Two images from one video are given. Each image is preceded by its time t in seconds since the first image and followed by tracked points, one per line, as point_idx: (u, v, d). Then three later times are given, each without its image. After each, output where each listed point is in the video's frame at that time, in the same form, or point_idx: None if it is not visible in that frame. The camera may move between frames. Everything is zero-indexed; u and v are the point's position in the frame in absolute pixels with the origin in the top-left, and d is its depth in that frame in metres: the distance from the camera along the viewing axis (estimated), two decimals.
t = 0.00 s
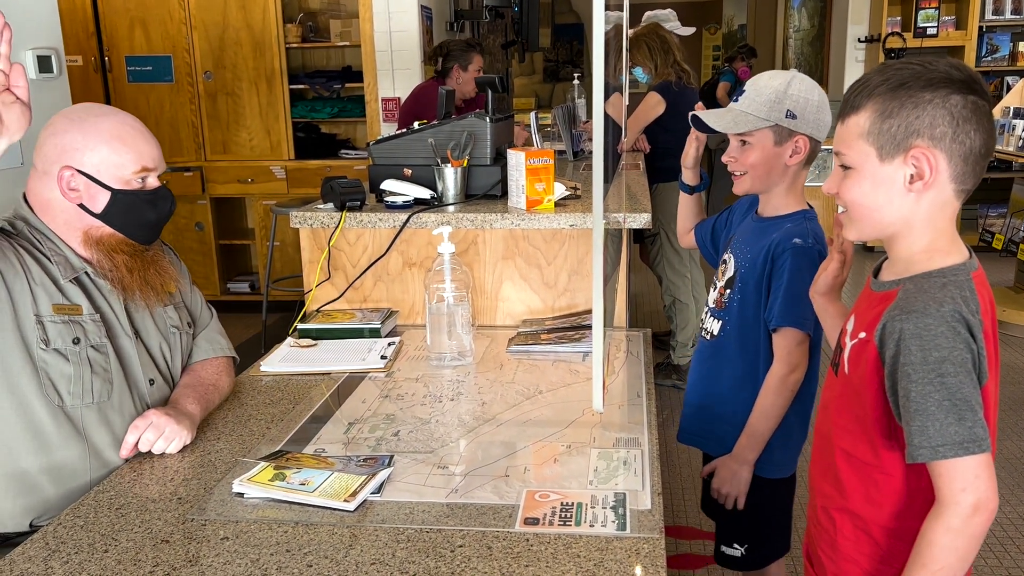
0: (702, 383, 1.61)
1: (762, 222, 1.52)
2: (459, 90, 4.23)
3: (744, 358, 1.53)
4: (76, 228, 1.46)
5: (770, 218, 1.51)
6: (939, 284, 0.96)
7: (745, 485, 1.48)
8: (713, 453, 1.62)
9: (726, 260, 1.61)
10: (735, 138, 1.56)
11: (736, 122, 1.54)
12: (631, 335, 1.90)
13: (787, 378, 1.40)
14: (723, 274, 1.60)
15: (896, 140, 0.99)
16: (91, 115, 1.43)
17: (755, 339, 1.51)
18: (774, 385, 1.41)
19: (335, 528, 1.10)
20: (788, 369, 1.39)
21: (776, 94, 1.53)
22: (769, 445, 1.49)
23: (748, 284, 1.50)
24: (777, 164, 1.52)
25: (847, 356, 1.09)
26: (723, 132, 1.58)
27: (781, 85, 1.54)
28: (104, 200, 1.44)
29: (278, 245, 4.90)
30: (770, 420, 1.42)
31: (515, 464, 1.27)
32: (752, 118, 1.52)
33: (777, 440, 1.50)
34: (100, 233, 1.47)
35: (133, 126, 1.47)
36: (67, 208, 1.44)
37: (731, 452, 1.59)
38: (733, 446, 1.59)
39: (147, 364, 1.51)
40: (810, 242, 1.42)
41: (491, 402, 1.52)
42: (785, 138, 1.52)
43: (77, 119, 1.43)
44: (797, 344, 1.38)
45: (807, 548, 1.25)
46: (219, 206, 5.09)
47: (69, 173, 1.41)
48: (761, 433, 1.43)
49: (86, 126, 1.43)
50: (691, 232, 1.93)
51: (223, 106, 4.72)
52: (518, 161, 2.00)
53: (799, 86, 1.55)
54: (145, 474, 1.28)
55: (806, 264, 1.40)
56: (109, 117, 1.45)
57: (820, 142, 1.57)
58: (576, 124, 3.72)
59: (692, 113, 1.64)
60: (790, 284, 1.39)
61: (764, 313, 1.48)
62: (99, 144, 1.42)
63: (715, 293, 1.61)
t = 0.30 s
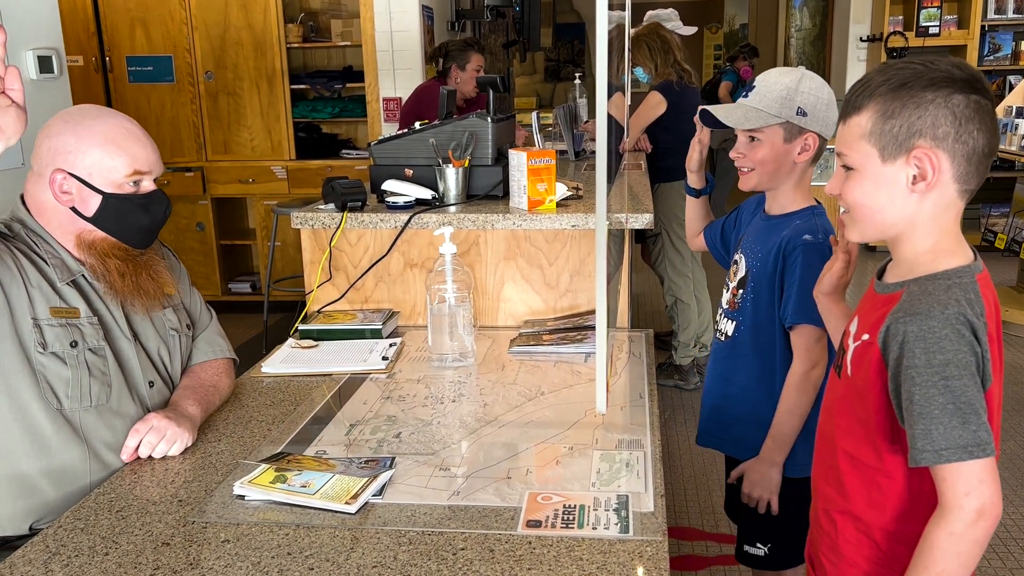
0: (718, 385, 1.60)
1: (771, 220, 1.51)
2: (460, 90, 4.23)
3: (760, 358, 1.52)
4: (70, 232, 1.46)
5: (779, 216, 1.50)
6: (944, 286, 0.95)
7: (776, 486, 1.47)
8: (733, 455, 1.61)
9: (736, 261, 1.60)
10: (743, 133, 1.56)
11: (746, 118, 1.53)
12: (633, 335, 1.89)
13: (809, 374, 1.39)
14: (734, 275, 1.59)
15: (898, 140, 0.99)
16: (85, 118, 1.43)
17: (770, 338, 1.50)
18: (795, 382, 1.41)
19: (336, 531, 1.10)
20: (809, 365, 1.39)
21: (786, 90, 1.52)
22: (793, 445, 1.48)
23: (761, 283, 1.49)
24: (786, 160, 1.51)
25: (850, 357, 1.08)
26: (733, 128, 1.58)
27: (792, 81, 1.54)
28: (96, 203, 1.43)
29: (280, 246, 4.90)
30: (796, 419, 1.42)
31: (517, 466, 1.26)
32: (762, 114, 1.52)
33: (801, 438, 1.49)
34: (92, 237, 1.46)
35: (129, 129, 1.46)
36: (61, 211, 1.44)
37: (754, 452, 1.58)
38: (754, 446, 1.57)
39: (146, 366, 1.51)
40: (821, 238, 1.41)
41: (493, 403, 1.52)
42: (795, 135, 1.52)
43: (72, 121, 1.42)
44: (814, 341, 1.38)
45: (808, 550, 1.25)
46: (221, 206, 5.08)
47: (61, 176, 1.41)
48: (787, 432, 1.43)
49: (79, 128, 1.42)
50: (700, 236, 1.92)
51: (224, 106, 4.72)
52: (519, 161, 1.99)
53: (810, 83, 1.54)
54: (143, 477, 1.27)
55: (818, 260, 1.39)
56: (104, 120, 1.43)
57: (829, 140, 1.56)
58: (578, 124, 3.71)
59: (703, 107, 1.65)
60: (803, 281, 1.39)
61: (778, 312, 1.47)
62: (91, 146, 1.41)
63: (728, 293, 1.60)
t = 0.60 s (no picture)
0: (718, 385, 1.59)
1: (772, 221, 1.51)
2: (460, 89, 4.22)
3: (759, 358, 1.52)
4: (63, 232, 1.45)
5: (780, 216, 1.50)
6: (946, 289, 0.94)
7: (772, 484, 1.47)
8: (734, 455, 1.61)
9: (738, 261, 1.60)
10: (743, 133, 1.55)
11: (745, 117, 1.53)
12: (635, 336, 1.89)
13: (808, 375, 1.39)
14: (736, 275, 1.59)
15: (899, 142, 0.98)
16: (76, 117, 1.42)
17: (771, 338, 1.50)
18: (795, 382, 1.40)
19: (337, 534, 1.09)
20: (808, 366, 1.38)
21: (786, 89, 1.51)
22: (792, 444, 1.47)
23: (761, 283, 1.49)
24: (786, 159, 1.51)
25: (852, 361, 1.08)
26: (733, 127, 1.57)
27: (792, 80, 1.53)
28: (87, 203, 1.42)
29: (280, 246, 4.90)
30: (793, 419, 1.41)
31: (519, 468, 1.26)
32: (761, 113, 1.51)
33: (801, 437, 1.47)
34: (84, 237, 1.46)
35: (121, 128, 1.45)
36: (53, 211, 1.43)
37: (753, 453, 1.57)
38: (755, 446, 1.57)
39: (145, 368, 1.50)
40: (821, 238, 1.41)
41: (494, 405, 1.51)
42: (794, 134, 1.51)
43: (63, 121, 1.42)
44: (814, 342, 1.37)
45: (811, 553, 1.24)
46: (221, 207, 5.08)
47: (52, 176, 1.40)
48: (783, 433, 1.42)
49: (70, 128, 1.41)
50: (704, 235, 1.91)
51: (224, 105, 4.71)
52: (521, 161, 1.99)
53: (810, 82, 1.53)
54: (142, 480, 1.26)
55: (818, 260, 1.39)
56: (96, 119, 1.43)
57: (830, 139, 1.55)
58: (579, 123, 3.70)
59: (703, 107, 1.64)
60: (803, 282, 1.38)
61: (778, 313, 1.46)
62: (82, 146, 1.41)
63: (729, 293, 1.60)
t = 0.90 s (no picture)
0: (709, 383, 1.58)
1: (768, 221, 1.50)
2: (461, 88, 4.22)
3: (751, 359, 1.51)
4: (59, 232, 1.44)
5: (777, 216, 1.49)
6: (950, 289, 0.94)
7: (755, 486, 1.47)
8: (721, 455, 1.60)
9: (733, 261, 1.59)
10: (742, 134, 1.54)
11: (744, 118, 1.51)
12: (636, 336, 1.88)
13: (796, 378, 1.38)
14: (731, 274, 1.58)
15: (901, 142, 0.97)
16: (71, 116, 1.41)
17: (763, 339, 1.49)
18: (782, 384, 1.40)
19: (338, 535, 1.08)
20: (797, 368, 1.38)
21: (785, 91, 1.50)
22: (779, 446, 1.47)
23: (755, 282, 1.48)
24: (785, 161, 1.50)
25: (855, 362, 1.07)
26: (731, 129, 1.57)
27: (791, 82, 1.52)
28: (85, 202, 1.41)
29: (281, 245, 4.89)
30: (779, 421, 1.41)
31: (521, 468, 1.25)
32: (760, 115, 1.50)
33: (788, 441, 1.47)
34: (82, 237, 1.45)
35: (117, 126, 1.44)
36: (50, 211, 1.42)
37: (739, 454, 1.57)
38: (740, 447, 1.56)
39: (144, 369, 1.49)
40: (816, 239, 1.40)
41: (495, 405, 1.50)
42: (793, 135, 1.50)
43: (58, 119, 1.41)
44: (805, 344, 1.37)
45: (813, 554, 1.23)
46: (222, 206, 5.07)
47: (50, 175, 1.40)
48: (768, 435, 1.42)
49: (66, 126, 1.41)
50: (700, 233, 1.90)
51: (225, 104, 4.70)
52: (522, 160, 1.98)
53: (809, 83, 1.52)
54: (142, 481, 1.26)
55: (812, 262, 1.38)
56: (91, 117, 1.42)
57: (829, 141, 1.54)
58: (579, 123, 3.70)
59: (702, 107, 1.64)
60: (797, 283, 1.37)
61: (771, 313, 1.46)
62: (79, 145, 1.40)
63: (723, 292, 1.59)
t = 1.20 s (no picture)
0: (713, 388, 1.58)
1: (769, 220, 1.50)
2: (461, 88, 4.22)
3: (753, 360, 1.50)
4: (63, 232, 1.44)
5: (778, 216, 1.48)
6: (955, 289, 0.93)
7: (750, 483, 1.46)
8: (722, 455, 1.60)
9: (736, 261, 1.58)
10: (739, 131, 1.54)
11: (741, 115, 1.51)
12: (638, 336, 1.87)
13: (797, 377, 1.37)
14: (734, 275, 1.57)
15: (907, 141, 0.96)
16: (75, 115, 1.41)
17: (765, 339, 1.48)
18: (782, 384, 1.39)
19: (339, 536, 1.08)
20: (798, 369, 1.37)
21: (782, 87, 1.50)
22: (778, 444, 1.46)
23: (756, 283, 1.48)
24: (783, 159, 1.50)
25: (859, 362, 1.06)
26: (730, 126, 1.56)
27: (788, 78, 1.51)
28: (91, 202, 1.41)
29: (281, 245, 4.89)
30: (777, 420, 1.40)
31: (522, 469, 1.24)
32: (757, 112, 1.50)
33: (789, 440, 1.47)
34: (87, 237, 1.45)
35: (120, 126, 1.45)
36: (53, 211, 1.41)
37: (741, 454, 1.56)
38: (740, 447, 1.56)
39: (143, 369, 1.49)
40: (816, 238, 1.39)
41: (497, 405, 1.50)
42: (791, 133, 1.50)
43: (61, 119, 1.40)
44: (805, 343, 1.36)
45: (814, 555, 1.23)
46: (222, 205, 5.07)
47: (55, 176, 1.39)
48: (766, 433, 1.41)
49: (70, 126, 1.40)
50: (700, 234, 1.90)
51: (225, 104, 4.70)
52: (523, 159, 1.97)
53: (807, 79, 1.51)
54: (142, 482, 1.25)
55: (812, 261, 1.37)
56: (95, 117, 1.42)
57: (829, 137, 1.53)
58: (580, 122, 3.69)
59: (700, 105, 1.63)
60: (798, 282, 1.37)
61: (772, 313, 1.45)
62: (84, 144, 1.40)
63: (726, 293, 1.58)
